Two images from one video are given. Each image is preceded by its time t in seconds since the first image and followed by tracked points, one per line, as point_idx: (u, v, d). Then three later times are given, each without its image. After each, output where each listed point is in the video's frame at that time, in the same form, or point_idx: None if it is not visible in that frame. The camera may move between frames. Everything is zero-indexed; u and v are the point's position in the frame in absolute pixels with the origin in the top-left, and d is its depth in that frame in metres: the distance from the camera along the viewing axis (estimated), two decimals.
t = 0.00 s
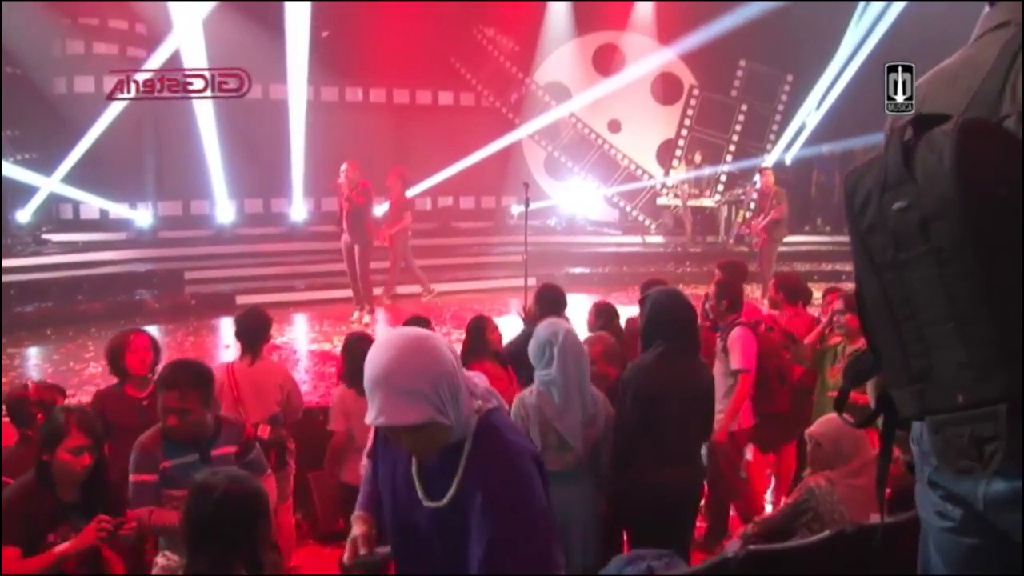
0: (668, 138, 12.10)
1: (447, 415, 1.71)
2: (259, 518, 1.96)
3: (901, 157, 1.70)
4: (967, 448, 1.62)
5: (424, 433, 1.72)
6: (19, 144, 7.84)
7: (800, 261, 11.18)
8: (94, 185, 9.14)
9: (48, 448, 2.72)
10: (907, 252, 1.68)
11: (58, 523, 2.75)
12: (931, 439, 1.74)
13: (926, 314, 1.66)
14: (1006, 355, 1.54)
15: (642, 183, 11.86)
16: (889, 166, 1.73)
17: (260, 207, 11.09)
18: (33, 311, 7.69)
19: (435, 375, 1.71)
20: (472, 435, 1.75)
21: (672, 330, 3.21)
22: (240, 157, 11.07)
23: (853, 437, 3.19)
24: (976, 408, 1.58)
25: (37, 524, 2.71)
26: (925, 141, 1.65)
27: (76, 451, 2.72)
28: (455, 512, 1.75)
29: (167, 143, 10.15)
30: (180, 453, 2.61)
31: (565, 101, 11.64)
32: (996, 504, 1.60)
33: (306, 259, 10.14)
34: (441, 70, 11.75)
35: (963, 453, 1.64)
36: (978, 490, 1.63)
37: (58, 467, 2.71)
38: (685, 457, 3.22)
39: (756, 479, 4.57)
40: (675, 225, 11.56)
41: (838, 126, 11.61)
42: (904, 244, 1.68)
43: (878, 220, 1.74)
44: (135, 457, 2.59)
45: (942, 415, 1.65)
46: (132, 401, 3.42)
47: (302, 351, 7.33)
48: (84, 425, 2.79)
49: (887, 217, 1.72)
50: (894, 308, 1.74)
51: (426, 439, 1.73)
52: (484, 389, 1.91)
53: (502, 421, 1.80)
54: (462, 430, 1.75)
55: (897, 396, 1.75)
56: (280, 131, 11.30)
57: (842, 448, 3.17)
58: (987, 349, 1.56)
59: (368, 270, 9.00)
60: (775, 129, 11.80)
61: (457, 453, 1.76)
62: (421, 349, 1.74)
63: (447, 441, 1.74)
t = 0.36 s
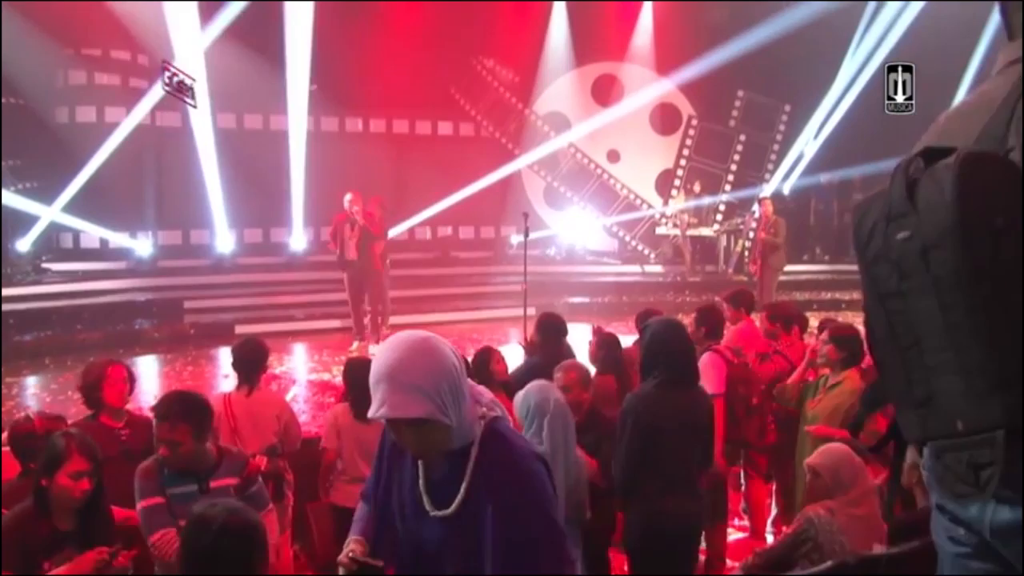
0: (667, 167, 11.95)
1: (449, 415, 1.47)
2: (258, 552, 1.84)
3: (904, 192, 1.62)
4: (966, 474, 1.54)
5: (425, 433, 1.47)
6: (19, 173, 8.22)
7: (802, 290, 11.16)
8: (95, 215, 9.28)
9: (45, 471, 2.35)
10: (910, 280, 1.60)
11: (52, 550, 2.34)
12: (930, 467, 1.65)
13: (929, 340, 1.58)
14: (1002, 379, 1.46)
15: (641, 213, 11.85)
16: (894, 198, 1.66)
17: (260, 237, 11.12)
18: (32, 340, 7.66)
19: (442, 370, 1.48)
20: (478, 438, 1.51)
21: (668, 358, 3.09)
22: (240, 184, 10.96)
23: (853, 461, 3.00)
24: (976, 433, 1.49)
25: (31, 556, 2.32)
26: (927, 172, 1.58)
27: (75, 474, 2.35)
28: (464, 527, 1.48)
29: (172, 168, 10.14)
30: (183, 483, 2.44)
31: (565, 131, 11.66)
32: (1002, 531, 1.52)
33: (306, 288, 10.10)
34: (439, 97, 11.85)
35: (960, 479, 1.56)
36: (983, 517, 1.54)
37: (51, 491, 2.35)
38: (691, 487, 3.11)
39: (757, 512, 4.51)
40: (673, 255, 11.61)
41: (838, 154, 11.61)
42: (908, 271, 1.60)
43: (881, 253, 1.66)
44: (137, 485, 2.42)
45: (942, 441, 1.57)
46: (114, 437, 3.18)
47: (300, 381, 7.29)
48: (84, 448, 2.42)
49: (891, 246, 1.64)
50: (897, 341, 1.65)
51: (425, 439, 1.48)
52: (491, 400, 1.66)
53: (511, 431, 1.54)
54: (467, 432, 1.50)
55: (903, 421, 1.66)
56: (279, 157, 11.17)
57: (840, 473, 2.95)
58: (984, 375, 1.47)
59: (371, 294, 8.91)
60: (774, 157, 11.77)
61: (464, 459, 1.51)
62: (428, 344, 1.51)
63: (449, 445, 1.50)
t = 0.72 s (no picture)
0: (667, 189, 12.15)
1: (444, 416, 1.55)
2: None
3: (943, 225, 1.79)
4: (997, 505, 1.72)
5: (423, 431, 1.54)
6: (22, 195, 8.46)
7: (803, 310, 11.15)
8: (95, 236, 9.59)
9: (51, 494, 2.24)
10: (946, 314, 1.77)
11: None
12: (963, 494, 1.82)
13: (963, 372, 1.74)
14: None
15: (641, 234, 12.00)
16: (932, 232, 1.81)
17: (260, 258, 11.17)
18: (32, 361, 7.62)
19: (438, 374, 1.56)
20: (476, 441, 1.58)
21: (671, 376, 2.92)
22: (241, 207, 11.02)
23: (856, 483, 2.82)
24: (1009, 466, 1.68)
25: None
26: (964, 209, 1.73)
27: (82, 498, 2.24)
28: (463, 531, 1.53)
29: (174, 191, 10.31)
30: (190, 507, 2.31)
31: (565, 153, 11.89)
32: None
33: (306, 310, 10.07)
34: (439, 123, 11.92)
35: (992, 510, 1.74)
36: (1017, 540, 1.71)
37: (58, 513, 2.24)
38: (700, 513, 2.91)
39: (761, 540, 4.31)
40: (674, 276, 11.71)
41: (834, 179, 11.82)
42: (943, 304, 1.77)
43: (920, 283, 1.81)
44: (138, 508, 2.31)
45: (976, 472, 1.74)
46: (109, 457, 3.10)
47: (301, 402, 7.25)
48: (91, 471, 2.31)
49: (928, 278, 1.80)
50: (931, 371, 1.81)
51: (422, 438, 1.55)
52: (492, 406, 1.74)
53: (509, 435, 1.62)
54: (464, 435, 1.57)
55: (938, 447, 1.83)
56: (281, 179, 11.23)
57: (844, 495, 2.78)
58: (1018, 410, 1.65)
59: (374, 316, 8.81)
60: (774, 178, 12.04)
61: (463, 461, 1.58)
62: (425, 351, 1.60)
63: (446, 447, 1.57)
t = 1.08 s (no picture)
0: (667, 213, 12.14)
1: (429, 433, 1.64)
2: None
3: (982, 245, 1.70)
4: (1018, 525, 1.65)
5: (413, 447, 1.64)
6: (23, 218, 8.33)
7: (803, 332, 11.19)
8: (97, 259, 9.51)
9: (61, 519, 2.39)
10: (979, 329, 1.68)
11: None
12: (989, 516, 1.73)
13: (993, 390, 1.66)
14: None
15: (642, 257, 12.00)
16: (970, 245, 1.73)
17: (260, 281, 11.31)
18: (33, 384, 7.61)
19: (428, 393, 1.66)
20: (478, 459, 1.65)
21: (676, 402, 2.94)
22: (241, 230, 11.18)
23: (858, 508, 2.80)
24: None
25: None
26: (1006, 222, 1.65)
27: (91, 523, 2.39)
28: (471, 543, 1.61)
29: (174, 215, 10.43)
30: (190, 532, 2.30)
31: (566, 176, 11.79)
32: None
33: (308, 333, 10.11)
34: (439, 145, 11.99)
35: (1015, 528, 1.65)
36: None
37: (67, 535, 2.38)
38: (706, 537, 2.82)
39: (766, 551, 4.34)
40: (675, 299, 11.69)
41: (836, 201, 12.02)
42: (977, 319, 1.68)
43: (955, 299, 1.73)
44: (142, 531, 2.32)
45: (1000, 488, 1.67)
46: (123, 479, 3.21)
47: (302, 425, 7.26)
48: (101, 497, 2.46)
49: (963, 293, 1.71)
50: (961, 388, 1.73)
51: (414, 455, 1.65)
52: (504, 426, 1.80)
53: (510, 452, 1.68)
54: (463, 453, 1.64)
55: (966, 465, 1.74)
56: (281, 205, 11.38)
57: (847, 523, 2.76)
58: None
59: (379, 339, 8.82)
60: (774, 202, 12.16)
61: (463, 479, 1.66)
62: (422, 370, 1.69)
63: (445, 466, 1.66)
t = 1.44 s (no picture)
0: (668, 228, 12.16)
1: (413, 449, 1.78)
2: None
3: (986, 263, 1.87)
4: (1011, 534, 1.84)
5: (399, 461, 1.78)
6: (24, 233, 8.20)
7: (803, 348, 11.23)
8: (98, 275, 9.30)
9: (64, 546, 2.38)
10: (980, 342, 1.86)
11: None
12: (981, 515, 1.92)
13: (992, 401, 1.84)
14: None
15: (643, 273, 12.00)
16: (976, 262, 1.90)
17: (261, 297, 11.15)
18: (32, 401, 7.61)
19: (416, 410, 1.79)
20: (469, 475, 1.77)
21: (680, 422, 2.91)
22: (242, 246, 11.17)
23: (858, 523, 2.80)
24: None
25: None
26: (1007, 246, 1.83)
27: (93, 548, 2.39)
28: (471, 549, 1.73)
29: (174, 231, 10.39)
30: (192, 549, 2.29)
31: (566, 193, 11.89)
32: None
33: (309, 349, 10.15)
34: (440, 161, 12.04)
35: (1002, 532, 1.84)
36: None
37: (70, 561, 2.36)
38: (711, 553, 2.77)
39: None
40: (675, 315, 11.78)
41: (837, 217, 12.12)
42: (979, 333, 1.86)
43: (959, 312, 1.90)
44: (142, 552, 2.31)
45: (996, 496, 1.85)
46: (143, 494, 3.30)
47: (302, 441, 7.29)
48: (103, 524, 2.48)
49: (967, 308, 1.88)
50: (965, 400, 1.90)
51: (403, 467, 1.79)
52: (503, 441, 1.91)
53: (501, 467, 1.79)
54: (454, 469, 1.77)
55: (966, 470, 1.92)
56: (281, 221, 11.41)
57: (846, 535, 2.77)
58: None
59: (380, 355, 8.83)
60: (775, 217, 12.07)
61: (457, 494, 1.78)
62: (415, 388, 1.83)
63: (438, 482, 1.78)
